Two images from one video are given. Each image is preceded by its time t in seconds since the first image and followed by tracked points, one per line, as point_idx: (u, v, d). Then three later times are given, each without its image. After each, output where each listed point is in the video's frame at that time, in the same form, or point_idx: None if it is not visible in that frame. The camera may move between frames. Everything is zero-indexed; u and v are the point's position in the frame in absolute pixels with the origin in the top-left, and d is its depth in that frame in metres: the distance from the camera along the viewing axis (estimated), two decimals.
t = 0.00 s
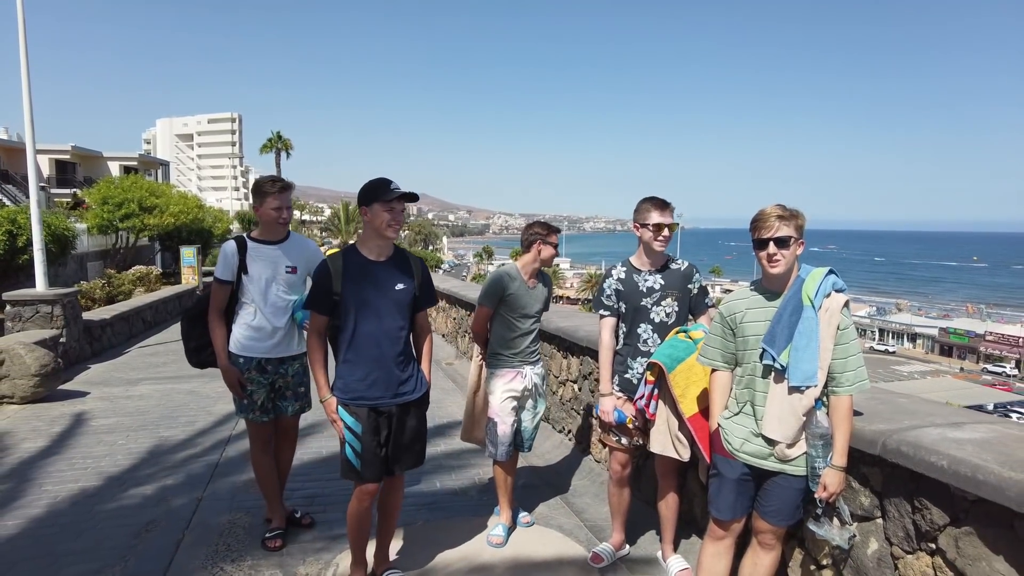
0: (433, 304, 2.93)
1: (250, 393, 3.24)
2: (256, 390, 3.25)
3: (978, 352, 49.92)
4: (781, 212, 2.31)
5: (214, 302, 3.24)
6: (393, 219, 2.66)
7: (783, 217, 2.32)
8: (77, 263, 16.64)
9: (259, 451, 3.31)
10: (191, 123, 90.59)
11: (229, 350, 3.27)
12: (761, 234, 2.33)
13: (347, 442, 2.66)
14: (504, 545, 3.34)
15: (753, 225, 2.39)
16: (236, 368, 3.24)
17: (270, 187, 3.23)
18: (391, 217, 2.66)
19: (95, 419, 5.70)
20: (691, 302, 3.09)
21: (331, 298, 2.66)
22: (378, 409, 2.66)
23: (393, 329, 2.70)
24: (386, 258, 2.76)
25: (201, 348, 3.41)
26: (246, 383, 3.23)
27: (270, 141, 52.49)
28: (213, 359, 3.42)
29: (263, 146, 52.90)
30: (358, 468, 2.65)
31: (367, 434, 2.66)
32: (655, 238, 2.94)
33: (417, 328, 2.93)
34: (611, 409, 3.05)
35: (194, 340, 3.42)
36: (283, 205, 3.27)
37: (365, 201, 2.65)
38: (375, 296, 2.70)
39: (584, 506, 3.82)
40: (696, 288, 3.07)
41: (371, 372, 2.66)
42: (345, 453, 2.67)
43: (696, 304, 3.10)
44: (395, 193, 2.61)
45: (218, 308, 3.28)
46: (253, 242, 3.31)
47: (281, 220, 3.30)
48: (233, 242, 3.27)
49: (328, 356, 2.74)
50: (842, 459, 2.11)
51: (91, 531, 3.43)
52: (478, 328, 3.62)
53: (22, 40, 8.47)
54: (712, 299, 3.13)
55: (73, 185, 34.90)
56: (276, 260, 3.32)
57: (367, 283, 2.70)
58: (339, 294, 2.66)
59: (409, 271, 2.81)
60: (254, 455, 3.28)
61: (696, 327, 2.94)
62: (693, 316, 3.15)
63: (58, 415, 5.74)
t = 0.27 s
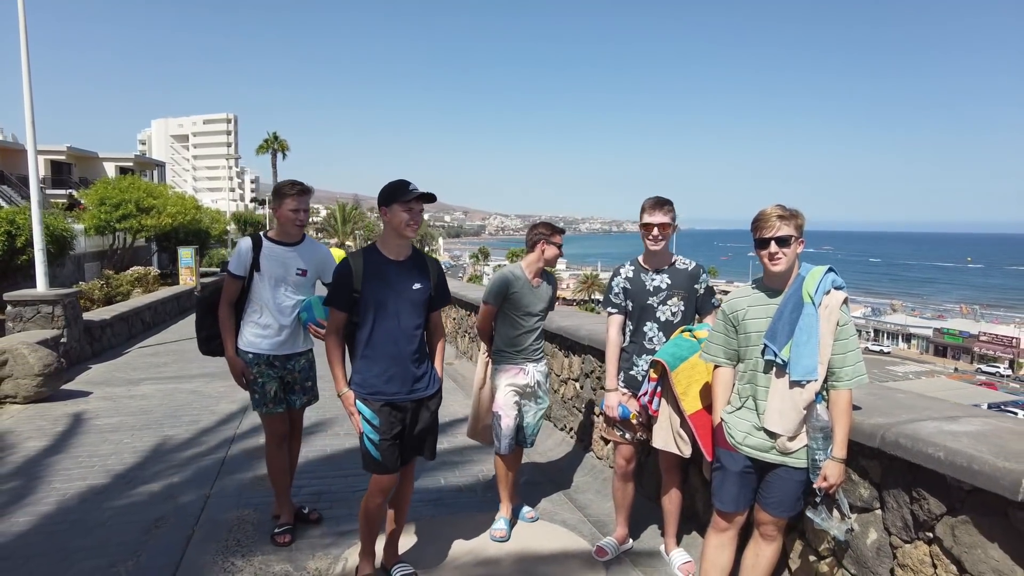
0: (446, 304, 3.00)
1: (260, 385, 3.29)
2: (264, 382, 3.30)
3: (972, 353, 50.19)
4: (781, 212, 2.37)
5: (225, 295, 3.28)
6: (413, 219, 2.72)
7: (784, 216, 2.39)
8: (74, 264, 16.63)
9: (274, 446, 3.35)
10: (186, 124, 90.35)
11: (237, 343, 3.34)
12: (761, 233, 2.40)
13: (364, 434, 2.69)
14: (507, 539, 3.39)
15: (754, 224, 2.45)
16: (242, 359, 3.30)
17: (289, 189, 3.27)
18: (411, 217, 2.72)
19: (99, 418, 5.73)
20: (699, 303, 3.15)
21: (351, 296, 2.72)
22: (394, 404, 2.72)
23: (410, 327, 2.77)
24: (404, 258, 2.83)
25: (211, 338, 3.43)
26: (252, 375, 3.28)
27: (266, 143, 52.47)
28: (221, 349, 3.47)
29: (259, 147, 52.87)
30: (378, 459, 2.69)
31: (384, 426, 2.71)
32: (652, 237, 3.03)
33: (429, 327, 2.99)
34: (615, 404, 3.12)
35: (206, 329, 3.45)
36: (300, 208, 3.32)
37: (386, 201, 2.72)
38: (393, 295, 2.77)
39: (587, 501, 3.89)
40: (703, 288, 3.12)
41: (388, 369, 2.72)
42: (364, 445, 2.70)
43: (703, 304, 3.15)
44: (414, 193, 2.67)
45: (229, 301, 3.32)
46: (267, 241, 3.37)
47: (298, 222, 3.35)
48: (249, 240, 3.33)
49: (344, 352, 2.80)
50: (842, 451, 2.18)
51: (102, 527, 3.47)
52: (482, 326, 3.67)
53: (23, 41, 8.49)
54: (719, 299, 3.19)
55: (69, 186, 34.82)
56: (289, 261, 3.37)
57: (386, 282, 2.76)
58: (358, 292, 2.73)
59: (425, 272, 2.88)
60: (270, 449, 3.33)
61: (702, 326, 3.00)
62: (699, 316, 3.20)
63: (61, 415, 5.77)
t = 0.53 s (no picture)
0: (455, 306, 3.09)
1: (265, 381, 3.34)
2: (268, 379, 3.35)
3: (966, 352, 50.48)
4: (777, 216, 2.45)
5: (235, 292, 3.36)
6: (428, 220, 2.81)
7: (779, 221, 2.46)
8: (72, 265, 16.63)
9: (277, 444, 3.39)
10: (181, 124, 90.13)
11: (245, 340, 3.42)
12: (757, 237, 2.48)
13: (374, 429, 2.75)
14: (496, 536, 3.43)
15: (751, 228, 2.53)
16: (250, 356, 3.37)
17: (301, 193, 3.35)
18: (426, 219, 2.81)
19: (103, 418, 5.77)
20: (700, 304, 3.21)
21: (368, 294, 2.79)
22: (404, 402, 2.81)
23: (422, 327, 2.86)
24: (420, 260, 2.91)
25: (221, 334, 3.51)
26: (257, 372, 3.35)
27: (262, 143, 52.42)
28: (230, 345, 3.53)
29: (256, 148, 52.81)
30: (382, 454, 2.76)
31: (394, 422, 2.78)
32: (653, 239, 3.11)
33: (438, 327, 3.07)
34: (615, 402, 3.21)
35: (215, 326, 3.52)
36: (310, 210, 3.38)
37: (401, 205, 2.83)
38: (408, 296, 2.85)
39: (588, 499, 3.96)
40: (704, 290, 3.18)
41: (400, 367, 2.81)
42: (371, 439, 2.76)
43: (705, 306, 3.21)
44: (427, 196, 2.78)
45: (239, 298, 3.40)
46: (278, 241, 3.44)
47: (308, 224, 3.41)
48: (261, 240, 3.39)
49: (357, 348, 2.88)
50: (836, 447, 2.26)
51: (112, 524, 3.53)
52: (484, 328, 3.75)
53: (24, 43, 8.52)
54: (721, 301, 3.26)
55: (64, 187, 34.72)
56: (299, 262, 3.44)
57: (402, 282, 2.84)
58: (375, 291, 2.80)
59: (438, 274, 2.97)
60: (272, 447, 3.37)
61: (702, 328, 3.07)
62: (701, 318, 3.27)
63: (65, 415, 5.82)
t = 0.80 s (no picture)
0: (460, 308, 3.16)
1: (266, 384, 3.39)
2: (269, 381, 3.40)
3: (961, 353, 50.72)
4: (771, 219, 2.52)
5: (238, 293, 3.38)
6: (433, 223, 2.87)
7: (774, 224, 2.53)
8: (70, 267, 16.64)
9: (270, 448, 3.45)
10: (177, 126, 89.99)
11: (248, 342, 3.45)
12: (752, 240, 2.55)
13: (370, 426, 2.84)
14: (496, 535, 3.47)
15: (747, 231, 2.60)
16: (253, 357, 3.42)
17: (301, 196, 3.40)
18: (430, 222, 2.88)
19: (105, 419, 5.82)
20: (699, 306, 3.28)
21: (375, 293, 2.86)
22: (404, 400, 2.87)
23: (426, 328, 2.93)
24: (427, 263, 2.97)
25: (224, 337, 3.53)
26: (258, 373, 3.39)
27: (259, 145, 52.41)
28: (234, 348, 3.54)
29: (253, 150, 52.78)
30: (374, 453, 2.84)
31: (391, 420, 2.86)
32: (653, 242, 3.18)
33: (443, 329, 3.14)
34: (615, 401, 3.27)
35: (219, 328, 3.55)
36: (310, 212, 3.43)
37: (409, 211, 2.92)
38: (414, 297, 2.92)
39: (588, 497, 4.02)
40: (703, 293, 3.25)
41: (402, 366, 2.87)
42: (366, 436, 2.85)
43: (703, 308, 3.28)
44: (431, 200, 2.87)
45: (242, 300, 3.43)
46: (281, 244, 3.48)
47: (310, 227, 3.48)
48: (264, 243, 3.43)
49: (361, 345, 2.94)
50: (829, 443, 2.33)
51: (120, 523, 3.58)
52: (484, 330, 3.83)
53: (25, 47, 8.56)
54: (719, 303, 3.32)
55: (61, 189, 34.66)
56: (302, 264, 3.50)
57: (409, 283, 2.92)
58: (383, 290, 2.87)
59: (446, 276, 3.04)
60: (265, 451, 3.43)
61: (701, 329, 3.14)
62: (700, 319, 3.34)
63: (67, 417, 5.86)
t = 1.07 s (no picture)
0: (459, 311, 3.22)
1: (265, 391, 3.44)
2: (269, 387, 3.46)
3: (958, 355, 50.88)
4: (763, 224, 2.59)
5: (233, 298, 3.44)
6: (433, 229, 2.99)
7: (766, 229, 2.60)
8: (69, 270, 16.67)
9: (267, 453, 3.51)
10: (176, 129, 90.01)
11: (247, 348, 3.51)
12: (745, 245, 2.63)
13: (369, 426, 2.91)
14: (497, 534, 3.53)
15: (740, 235, 2.68)
16: (254, 363, 3.48)
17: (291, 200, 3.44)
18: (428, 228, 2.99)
19: (109, 421, 5.87)
20: (695, 308, 3.36)
21: (374, 295, 2.94)
22: (404, 401, 2.93)
23: (425, 330, 3.00)
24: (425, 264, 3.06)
25: (224, 346, 3.58)
26: (259, 379, 3.45)
27: (257, 148, 52.43)
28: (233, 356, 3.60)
29: (251, 153, 52.82)
30: (373, 453, 2.90)
31: (390, 421, 2.93)
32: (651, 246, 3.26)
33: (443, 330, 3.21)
34: (613, 401, 3.34)
35: (218, 337, 3.60)
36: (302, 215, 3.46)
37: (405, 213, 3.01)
38: (413, 299, 2.99)
39: (587, 496, 4.09)
40: (700, 295, 3.33)
41: (401, 367, 2.94)
42: (364, 436, 2.92)
43: (700, 310, 3.36)
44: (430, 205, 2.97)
45: (239, 306, 3.49)
46: (276, 249, 3.56)
47: (302, 229, 3.55)
48: (259, 248, 3.51)
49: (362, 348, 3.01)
50: (821, 441, 2.41)
51: (128, 522, 3.65)
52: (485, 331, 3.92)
53: (28, 52, 8.62)
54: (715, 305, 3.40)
55: (59, 192, 34.66)
56: (298, 268, 3.57)
57: (408, 285, 2.99)
58: (381, 292, 2.95)
59: (444, 279, 3.11)
60: (262, 456, 3.48)
61: (697, 330, 3.22)
62: (696, 321, 3.42)
63: (72, 419, 5.92)
